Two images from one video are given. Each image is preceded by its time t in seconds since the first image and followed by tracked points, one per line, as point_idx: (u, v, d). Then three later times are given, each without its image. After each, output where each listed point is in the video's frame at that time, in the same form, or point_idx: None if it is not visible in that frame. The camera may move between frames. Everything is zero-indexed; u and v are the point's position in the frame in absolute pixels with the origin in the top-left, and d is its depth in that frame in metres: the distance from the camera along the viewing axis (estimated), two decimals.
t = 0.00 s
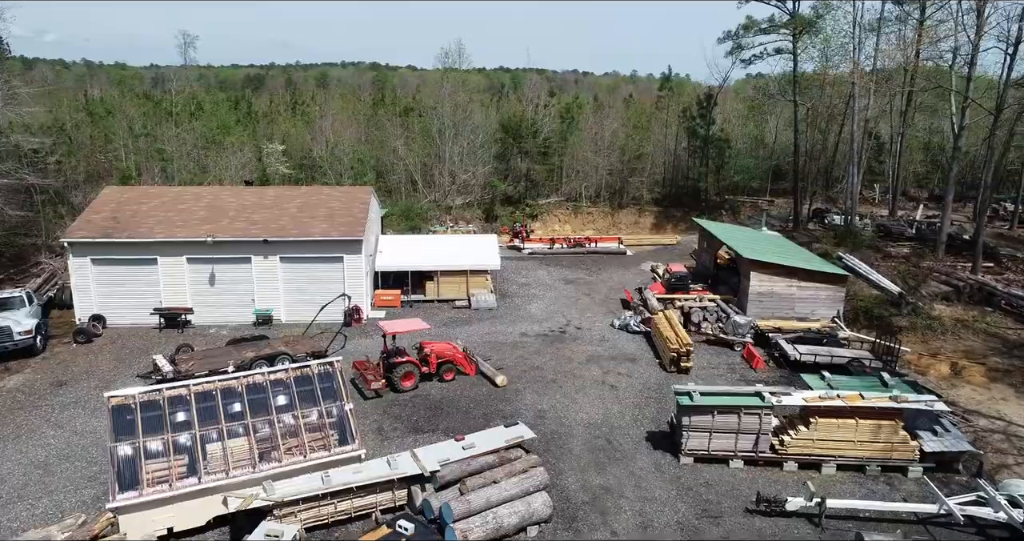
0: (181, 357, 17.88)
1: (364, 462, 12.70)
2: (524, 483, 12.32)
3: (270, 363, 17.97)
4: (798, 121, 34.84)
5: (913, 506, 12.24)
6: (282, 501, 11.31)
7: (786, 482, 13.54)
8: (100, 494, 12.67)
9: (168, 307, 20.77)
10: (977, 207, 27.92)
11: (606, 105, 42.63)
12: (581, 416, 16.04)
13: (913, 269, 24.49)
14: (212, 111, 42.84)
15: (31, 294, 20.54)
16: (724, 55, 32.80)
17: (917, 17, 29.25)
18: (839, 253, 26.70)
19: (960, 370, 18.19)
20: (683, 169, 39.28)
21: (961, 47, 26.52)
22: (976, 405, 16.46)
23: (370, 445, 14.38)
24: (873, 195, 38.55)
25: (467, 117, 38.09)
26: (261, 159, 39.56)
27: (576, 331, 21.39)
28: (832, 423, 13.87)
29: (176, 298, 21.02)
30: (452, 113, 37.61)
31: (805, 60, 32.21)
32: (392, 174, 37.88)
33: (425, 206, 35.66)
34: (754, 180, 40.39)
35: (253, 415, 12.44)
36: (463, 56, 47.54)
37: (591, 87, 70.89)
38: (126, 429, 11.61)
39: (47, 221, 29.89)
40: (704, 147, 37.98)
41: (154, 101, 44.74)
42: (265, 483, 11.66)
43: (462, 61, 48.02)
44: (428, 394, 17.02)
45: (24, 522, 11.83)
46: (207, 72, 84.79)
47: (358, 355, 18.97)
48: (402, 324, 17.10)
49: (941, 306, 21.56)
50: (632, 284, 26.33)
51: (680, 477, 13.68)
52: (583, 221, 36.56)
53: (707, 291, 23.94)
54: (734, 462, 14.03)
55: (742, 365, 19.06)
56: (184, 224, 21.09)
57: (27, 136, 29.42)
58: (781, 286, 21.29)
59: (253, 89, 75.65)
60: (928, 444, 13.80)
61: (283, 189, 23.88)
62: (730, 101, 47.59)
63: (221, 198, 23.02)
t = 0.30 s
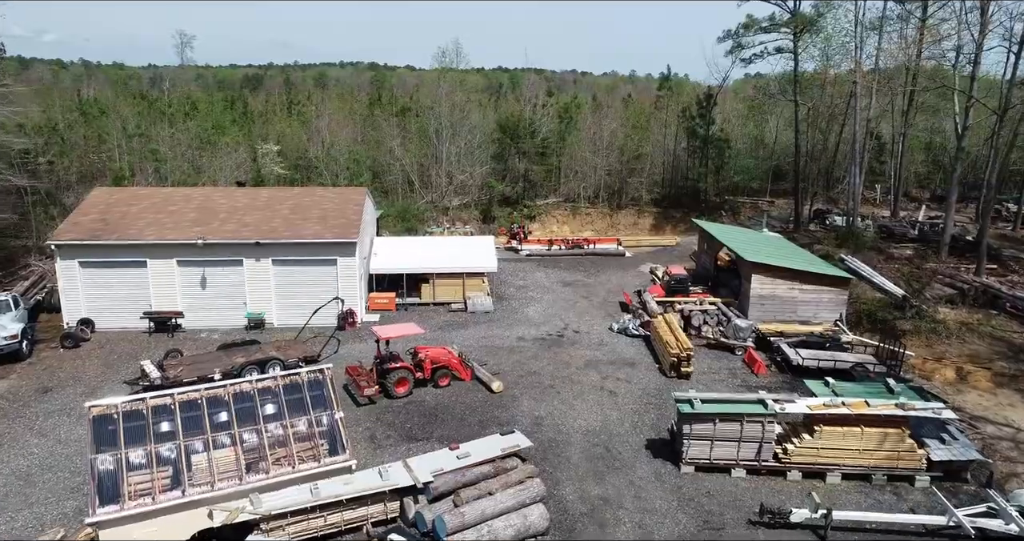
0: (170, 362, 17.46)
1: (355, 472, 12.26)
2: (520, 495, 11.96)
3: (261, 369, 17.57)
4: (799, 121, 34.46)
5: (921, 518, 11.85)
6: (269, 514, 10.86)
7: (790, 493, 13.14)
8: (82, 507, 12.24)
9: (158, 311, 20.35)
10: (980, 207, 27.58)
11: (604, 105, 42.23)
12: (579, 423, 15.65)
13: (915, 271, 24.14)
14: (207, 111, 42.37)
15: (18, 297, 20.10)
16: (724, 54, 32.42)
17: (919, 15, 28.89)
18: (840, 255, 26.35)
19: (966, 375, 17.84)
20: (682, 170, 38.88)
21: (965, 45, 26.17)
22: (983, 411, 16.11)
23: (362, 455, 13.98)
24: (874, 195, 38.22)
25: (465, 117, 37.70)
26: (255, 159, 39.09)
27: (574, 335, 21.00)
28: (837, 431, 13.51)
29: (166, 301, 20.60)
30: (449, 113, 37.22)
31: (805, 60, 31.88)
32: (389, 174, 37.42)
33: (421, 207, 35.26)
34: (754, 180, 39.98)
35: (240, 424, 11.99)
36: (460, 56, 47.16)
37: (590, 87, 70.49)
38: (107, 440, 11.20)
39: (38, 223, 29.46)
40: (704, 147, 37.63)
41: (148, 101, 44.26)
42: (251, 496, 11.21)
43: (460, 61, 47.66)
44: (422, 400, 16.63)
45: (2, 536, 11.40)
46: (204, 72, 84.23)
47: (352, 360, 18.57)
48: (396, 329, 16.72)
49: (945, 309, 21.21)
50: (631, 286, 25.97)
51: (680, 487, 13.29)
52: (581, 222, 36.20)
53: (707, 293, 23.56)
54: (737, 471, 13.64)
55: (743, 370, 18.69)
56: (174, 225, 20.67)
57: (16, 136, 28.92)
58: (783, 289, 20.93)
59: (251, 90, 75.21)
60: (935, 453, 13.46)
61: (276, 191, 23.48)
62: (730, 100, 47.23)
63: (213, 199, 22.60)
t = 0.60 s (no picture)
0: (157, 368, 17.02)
1: (345, 483, 11.86)
2: (515, 508, 11.57)
3: (252, 375, 17.15)
4: (800, 121, 34.07)
5: (931, 530, 11.43)
6: (254, 529, 10.43)
7: (793, 504, 12.75)
8: (62, 520, 11.82)
9: (147, 314, 19.93)
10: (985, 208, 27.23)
11: (603, 105, 41.85)
12: (577, 430, 15.25)
13: (919, 273, 23.76)
14: (202, 110, 41.94)
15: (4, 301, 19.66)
16: (724, 53, 32.03)
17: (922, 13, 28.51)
18: (842, 256, 25.99)
19: (972, 380, 17.48)
20: (681, 170, 38.48)
21: (969, 43, 25.79)
22: (991, 418, 15.73)
23: (353, 465, 13.59)
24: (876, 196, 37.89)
25: (462, 117, 37.34)
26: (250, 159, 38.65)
27: (572, 339, 20.60)
28: (841, 439, 13.14)
29: (156, 305, 20.18)
30: (447, 112, 36.82)
31: (806, 59, 31.56)
32: (385, 175, 36.98)
33: (417, 207, 34.86)
34: (754, 180, 39.62)
35: (226, 434, 11.56)
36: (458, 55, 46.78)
37: (589, 87, 70.12)
38: (87, 451, 10.78)
39: (29, 224, 29.04)
40: (703, 147, 37.18)
41: (142, 100, 43.81)
42: (236, 509, 10.79)
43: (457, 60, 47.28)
44: (416, 406, 16.23)
45: None
46: (201, 71, 83.75)
47: (345, 365, 18.16)
48: (388, 333, 16.34)
49: (949, 312, 20.83)
50: (630, 288, 25.58)
51: (681, 497, 12.90)
52: (580, 223, 35.82)
53: (707, 296, 23.17)
54: (738, 481, 13.26)
55: (745, 375, 18.30)
56: (164, 227, 20.25)
57: (8, 136, 28.78)
58: (784, 292, 20.55)
59: (248, 89, 74.76)
60: (943, 462, 13.06)
61: (268, 192, 23.05)
62: (729, 100, 46.88)
63: (204, 201, 22.16)
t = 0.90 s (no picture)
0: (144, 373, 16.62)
1: (334, 496, 11.46)
2: (509, 522, 11.17)
3: (241, 381, 16.73)
4: (800, 121, 33.67)
5: None
6: None
7: (797, 515, 12.36)
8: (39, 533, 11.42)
9: (136, 318, 19.53)
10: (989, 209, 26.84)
11: (602, 105, 41.43)
12: (574, 438, 14.86)
13: (922, 275, 23.38)
14: (197, 110, 41.55)
15: None
16: (723, 52, 31.62)
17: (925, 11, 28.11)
18: (844, 258, 25.60)
19: (978, 385, 17.11)
20: (681, 170, 38.11)
21: (972, 41, 25.39)
22: (998, 425, 15.36)
23: (343, 476, 13.19)
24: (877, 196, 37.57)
25: (459, 117, 36.87)
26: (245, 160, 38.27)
27: (569, 343, 20.21)
28: (846, 449, 12.73)
29: (145, 309, 19.77)
30: (444, 112, 36.37)
31: (807, 58, 31.20)
32: (382, 175, 36.60)
33: (413, 208, 34.48)
34: (754, 181, 39.26)
35: (210, 445, 11.15)
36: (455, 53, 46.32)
37: (588, 86, 69.68)
38: (65, 464, 10.37)
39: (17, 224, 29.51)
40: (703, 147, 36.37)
41: (137, 100, 43.39)
42: (221, 523, 10.40)
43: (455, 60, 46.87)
44: (410, 413, 15.84)
45: None
46: (199, 70, 83.29)
47: (338, 371, 17.75)
48: (382, 338, 15.98)
49: (954, 315, 20.44)
50: (629, 291, 25.19)
51: (681, 508, 12.51)
52: (578, 224, 35.42)
53: (707, 299, 22.79)
54: (740, 491, 12.87)
55: (746, 380, 17.92)
56: (153, 229, 19.85)
57: None
58: (786, 295, 20.18)
59: (246, 89, 74.38)
60: (952, 472, 12.67)
61: (261, 193, 22.62)
62: (730, 99, 46.48)
63: (195, 202, 21.75)
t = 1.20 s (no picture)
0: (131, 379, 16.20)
1: (322, 509, 11.08)
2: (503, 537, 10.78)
3: (230, 387, 16.31)
4: (801, 121, 33.30)
5: None
6: None
7: (800, 527, 11.97)
8: None
9: (125, 323, 19.11)
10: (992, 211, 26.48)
11: (600, 105, 41.05)
12: (571, 447, 14.47)
13: (926, 278, 23.01)
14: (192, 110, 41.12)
15: None
16: (724, 51, 31.24)
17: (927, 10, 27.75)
18: (846, 260, 25.23)
19: (984, 391, 16.74)
20: (680, 171, 37.71)
21: (976, 40, 25.02)
22: (1005, 432, 14.98)
23: (332, 486, 12.79)
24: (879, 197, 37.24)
25: (456, 117, 36.43)
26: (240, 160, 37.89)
27: (567, 347, 19.82)
28: (851, 459, 12.36)
29: (133, 313, 19.35)
30: (441, 112, 35.89)
31: (808, 58, 30.86)
32: (378, 176, 36.21)
33: (410, 210, 34.08)
34: (754, 182, 38.94)
35: (192, 457, 10.74)
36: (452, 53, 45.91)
37: (587, 86, 69.28)
38: (41, 478, 9.96)
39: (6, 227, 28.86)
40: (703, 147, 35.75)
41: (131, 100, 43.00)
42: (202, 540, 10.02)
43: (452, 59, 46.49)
44: (403, 421, 15.44)
45: None
46: (196, 70, 82.76)
47: (330, 377, 17.36)
48: (374, 343, 15.61)
49: (958, 319, 20.08)
50: (627, 294, 24.80)
51: (681, 520, 12.11)
52: (576, 225, 35.05)
53: (707, 302, 22.40)
54: (742, 503, 12.47)
55: (747, 386, 17.53)
56: (142, 232, 19.44)
57: None
58: (788, 298, 19.81)
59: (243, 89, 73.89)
60: (959, 483, 12.29)
61: (252, 194, 22.21)
62: (729, 99, 46.12)
63: (185, 204, 21.34)
